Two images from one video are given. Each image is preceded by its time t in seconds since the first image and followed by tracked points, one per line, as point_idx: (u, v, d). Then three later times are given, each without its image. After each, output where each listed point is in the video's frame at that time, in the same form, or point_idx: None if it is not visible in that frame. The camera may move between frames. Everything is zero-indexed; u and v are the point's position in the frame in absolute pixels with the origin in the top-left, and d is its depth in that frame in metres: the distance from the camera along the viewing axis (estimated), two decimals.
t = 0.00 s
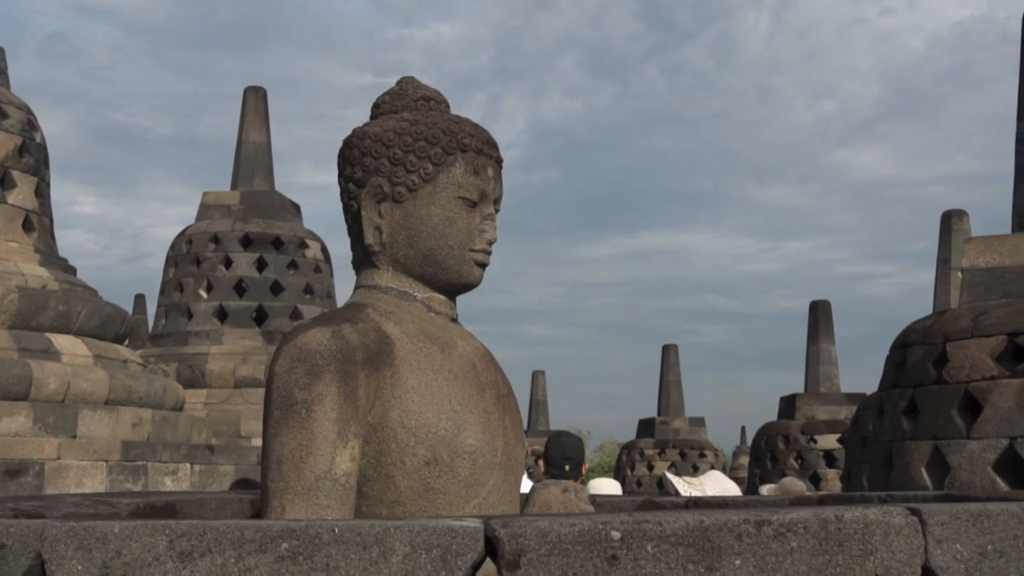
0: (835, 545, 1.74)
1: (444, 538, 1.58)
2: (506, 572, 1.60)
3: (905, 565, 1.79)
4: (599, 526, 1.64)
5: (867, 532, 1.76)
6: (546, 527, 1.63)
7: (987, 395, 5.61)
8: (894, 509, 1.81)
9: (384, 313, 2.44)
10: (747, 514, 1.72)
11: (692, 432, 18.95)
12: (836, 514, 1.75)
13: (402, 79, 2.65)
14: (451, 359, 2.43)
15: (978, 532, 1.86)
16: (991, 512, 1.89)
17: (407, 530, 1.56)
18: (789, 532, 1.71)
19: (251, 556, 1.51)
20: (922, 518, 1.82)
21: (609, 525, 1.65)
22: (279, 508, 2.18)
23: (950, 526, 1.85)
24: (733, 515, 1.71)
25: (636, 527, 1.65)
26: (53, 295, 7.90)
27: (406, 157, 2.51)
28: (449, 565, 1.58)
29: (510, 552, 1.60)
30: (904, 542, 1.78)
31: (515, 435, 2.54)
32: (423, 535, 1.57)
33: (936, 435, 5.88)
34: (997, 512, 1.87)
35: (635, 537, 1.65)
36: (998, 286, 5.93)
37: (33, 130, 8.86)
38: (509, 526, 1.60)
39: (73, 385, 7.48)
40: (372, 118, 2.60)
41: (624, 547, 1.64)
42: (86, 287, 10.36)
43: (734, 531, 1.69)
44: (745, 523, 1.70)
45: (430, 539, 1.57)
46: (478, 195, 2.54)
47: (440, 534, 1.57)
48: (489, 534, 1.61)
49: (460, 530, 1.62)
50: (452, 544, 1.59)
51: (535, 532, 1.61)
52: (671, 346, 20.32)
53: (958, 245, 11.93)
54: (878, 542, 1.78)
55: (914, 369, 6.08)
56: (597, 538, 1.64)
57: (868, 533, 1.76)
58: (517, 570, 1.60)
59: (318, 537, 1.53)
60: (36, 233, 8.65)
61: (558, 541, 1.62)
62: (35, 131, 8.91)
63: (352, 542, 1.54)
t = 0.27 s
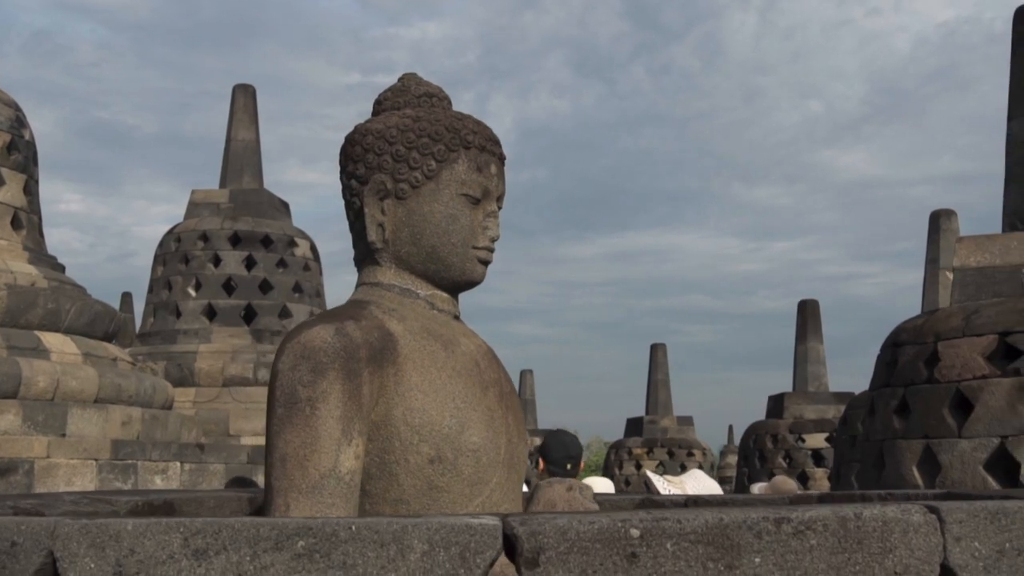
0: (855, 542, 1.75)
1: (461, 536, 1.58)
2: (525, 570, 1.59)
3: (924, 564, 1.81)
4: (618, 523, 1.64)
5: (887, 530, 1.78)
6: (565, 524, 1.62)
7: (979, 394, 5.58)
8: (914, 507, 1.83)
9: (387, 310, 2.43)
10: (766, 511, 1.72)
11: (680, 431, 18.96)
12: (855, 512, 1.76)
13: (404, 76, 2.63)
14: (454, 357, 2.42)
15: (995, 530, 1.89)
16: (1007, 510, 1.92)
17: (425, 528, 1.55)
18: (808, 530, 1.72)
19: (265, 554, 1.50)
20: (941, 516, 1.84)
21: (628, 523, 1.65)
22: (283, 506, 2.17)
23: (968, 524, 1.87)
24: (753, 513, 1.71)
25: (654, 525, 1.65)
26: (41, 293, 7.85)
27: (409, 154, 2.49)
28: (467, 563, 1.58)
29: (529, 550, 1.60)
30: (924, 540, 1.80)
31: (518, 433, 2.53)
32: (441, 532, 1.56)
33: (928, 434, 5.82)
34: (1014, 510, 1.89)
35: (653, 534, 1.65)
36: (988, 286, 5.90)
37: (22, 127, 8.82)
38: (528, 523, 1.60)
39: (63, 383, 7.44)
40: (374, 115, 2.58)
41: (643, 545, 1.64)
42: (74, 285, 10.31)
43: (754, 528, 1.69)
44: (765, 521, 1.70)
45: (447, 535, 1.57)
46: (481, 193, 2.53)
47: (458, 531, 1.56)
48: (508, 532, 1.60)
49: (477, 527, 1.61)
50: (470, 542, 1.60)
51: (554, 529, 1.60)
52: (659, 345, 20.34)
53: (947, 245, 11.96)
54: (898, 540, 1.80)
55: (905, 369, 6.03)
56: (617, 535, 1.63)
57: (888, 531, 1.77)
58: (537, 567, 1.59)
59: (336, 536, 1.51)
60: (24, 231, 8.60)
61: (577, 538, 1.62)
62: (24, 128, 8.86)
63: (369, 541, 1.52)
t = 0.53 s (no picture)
0: (881, 540, 1.75)
1: (488, 534, 1.57)
2: (553, 568, 1.58)
3: (951, 561, 1.81)
4: (645, 521, 1.63)
5: (914, 527, 1.78)
6: (592, 522, 1.61)
7: (972, 392, 5.54)
8: (940, 504, 1.83)
9: (395, 309, 2.42)
10: (793, 509, 1.72)
11: (669, 430, 18.98)
12: (882, 509, 1.76)
13: (409, 73, 2.61)
14: (462, 355, 2.41)
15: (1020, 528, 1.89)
16: None
17: (450, 526, 1.54)
18: (836, 527, 1.71)
19: (290, 552, 1.48)
20: (967, 513, 1.84)
21: (655, 521, 1.64)
22: (292, 505, 2.15)
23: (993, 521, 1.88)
24: (779, 510, 1.71)
25: (681, 523, 1.65)
26: (32, 293, 7.82)
27: (416, 151, 2.48)
28: (494, 560, 1.57)
29: (555, 547, 1.59)
30: (950, 537, 1.80)
31: (525, 432, 2.52)
32: (466, 531, 1.55)
33: (920, 432, 5.78)
34: None
35: (680, 532, 1.64)
36: (982, 285, 5.89)
37: (11, 126, 8.77)
38: (553, 521, 1.59)
39: (54, 383, 7.40)
40: (379, 112, 2.57)
41: (670, 543, 1.64)
42: (64, 285, 10.27)
43: (781, 526, 1.69)
44: (792, 518, 1.70)
45: (473, 533, 1.56)
46: (487, 190, 2.52)
47: (483, 529, 1.56)
48: (535, 531, 1.59)
49: (501, 525, 1.60)
50: (496, 540, 1.59)
51: (581, 526, 1.60)
52: (648, 345, 20.35)
53: (936, 244, 11.99)
54: (924, 537, 1.80)
55: (898, 368, 5.98)
56: (643, 533, 1.63)
57: (914, 529, 1.77)
58: (564, 565, 1.58)
59: (361, 533, 1.49)
60: (15, 230, 8.56)
61: (604, 536, 1.61)
62: (13, 127, 8.82)
63: (394, 538, 1.51)
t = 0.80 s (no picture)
0: (902, 540, 1.75)
1: (508, 535, 1.55)
2: (574, 569, 1.57)
3: (972, 563, 1.81)
4: (667, 522, 1.62)
5: (936, 529, 1.77)
6: (614, 524, 1.61)
7: (966, 393, 5.52)
8: (961, 506, 1.83)
9: (399, 308, 2.40)
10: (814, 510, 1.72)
11: (660, 431, 18.98)
12: (902, 510, 1.76)
13: (414, 72, 2.60)
14: (467, 355, 2.40)
15: None
16: None
17: (470, 527, 1.53)
18: (856, 529, 1.71)
19: (307, 555, 1.46)
20: (988, 515, 1.84)
21: (676, 522, 1.64)
22: (299, 505, 2.14)
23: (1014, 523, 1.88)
24: (800, 512, 1.70)
25: (702, 524, 1.64)
26: (22, 293, 7.78)
27: (421, 150, 2.47)
28: (514, 563, 1.56)
29: (577, 548, 1.58)
30: (973, 538, 1.80)
31: (530, 432, 2.51)
32: (486, 532, 1.53)
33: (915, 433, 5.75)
34: None
35: (701, 534, 1.64)
36: (975, 286, 5.88)
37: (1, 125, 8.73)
38: (574, 522, 1.58)
39: (45, 383, 7.36)
40: (384, 110, 2.56)
41: (691, 544, 1.63)
42: (54, 284, 10.22)
43: (802, 527, 1.69)
44: (813, 520, 1.69)
45: (494, 535, 1.54)
46: (493, 189, 2.50)
47: (504, 531, 1.54)
48: (555, 533, 1.58)
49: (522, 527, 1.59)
50: (517, 541, 1.57)
51: (602, 529, 1.59)
52: (638, 345, 20.34)
53: (927, 245, 12.01)
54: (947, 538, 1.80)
55: (892, 368, 5.96)
56: (665, 534, 1.62)
57: (936, 531, 1.77)
58: (585, 567, 1.57)
59: (381, 534, 1.48)
60: (5, 229, 8.51)
61: (626, 538, 1.60)
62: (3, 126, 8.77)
63: (413, 540, 1.50)
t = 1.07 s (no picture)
0: (928, 542, 1.75)
1: (532, 536, 1.53)
2: (600, 571, 1.55)
3: (996, 564, 1.81)
4: (693, 524, 1.60)
5: (961, 531, 1.77)
6: (639, 525, 1.58)
7: (958, 394, 5.49)
8: (984, 508, 1.83)
9: (406, 308, 2.39)
10: (840, 512, 1.70)
11: (648, 431, 19.01)
12: (927, 512, 1.76)
13: (419, 70, 2.59)
14: (474, 355, 2.39)
15: None
16: None
17: (495, 529, 1.50)
18: (883, 531, 1.70)
19: (330, 557, 1.43)
20: (1009, 517, 1.84)
21: (703, 523, 1.61)
22: (306, 506, 2.13)
23: None
24: (827, 514, 1.69)
25: (729, 526, 1.62)
26: (12, 292, 7.74)
27: (427, 149, 2.45)
28: (539, 565, 1.53)
29: (603, 551, 1.55)
30: (996, 540, 1.80)
31: (537, 433, 2.50)
32: (511, 534, 1.51)
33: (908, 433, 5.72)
34: None
35: (728, 536, 1.62)
36: (968, 287, 5.82)
37: None
38: (600, 523, 1.55)
39: (35, 382, 7.33)
40: (389, 110, 2.54)
41: (718, 546, 1.60)
42: (43, 283, 10.18)
43: (829, 529, 1.67)
44: (840, 521, 1.68)
45: (519, 536, 1.52)
46: (499, 189, 2.49)
47: (529, 531, 1.52)
48: (581, 535, 1.55)
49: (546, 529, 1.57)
50: (541, 544, 1.54)
51: (629, 529, 1.56)
52: (628, 345, 20.36)
53: (917, 246, 12.01)
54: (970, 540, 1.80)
55: (885, 369, 5.93)
56: (691, 536, 1.59)
57: (961, 533, 1.77)
58: (612, 569, 1.54)
59: (404, 536, 1.45)
60: None
61: (652, 539, 1.57)
62: None
63: (436, 541, 1.47)
